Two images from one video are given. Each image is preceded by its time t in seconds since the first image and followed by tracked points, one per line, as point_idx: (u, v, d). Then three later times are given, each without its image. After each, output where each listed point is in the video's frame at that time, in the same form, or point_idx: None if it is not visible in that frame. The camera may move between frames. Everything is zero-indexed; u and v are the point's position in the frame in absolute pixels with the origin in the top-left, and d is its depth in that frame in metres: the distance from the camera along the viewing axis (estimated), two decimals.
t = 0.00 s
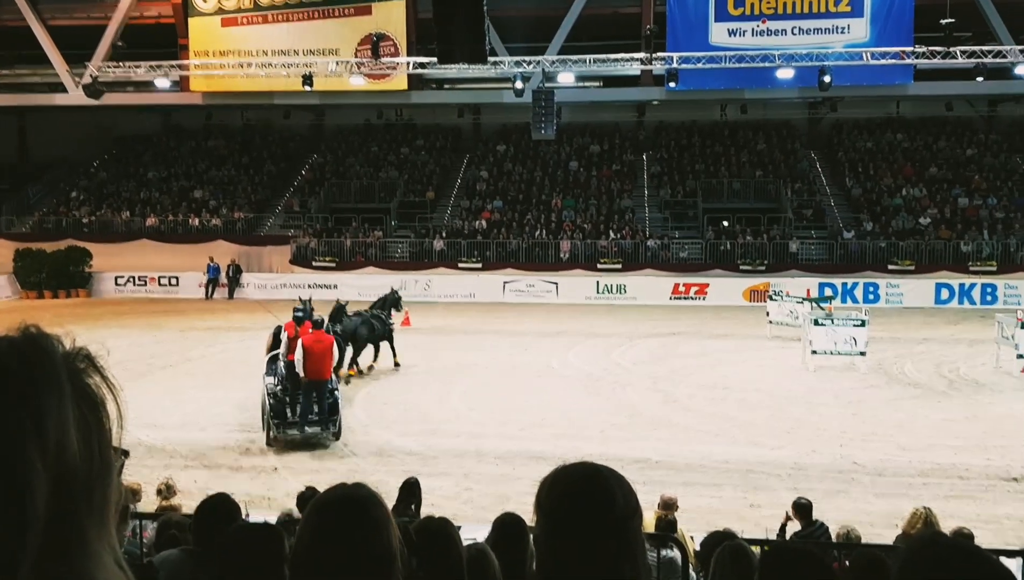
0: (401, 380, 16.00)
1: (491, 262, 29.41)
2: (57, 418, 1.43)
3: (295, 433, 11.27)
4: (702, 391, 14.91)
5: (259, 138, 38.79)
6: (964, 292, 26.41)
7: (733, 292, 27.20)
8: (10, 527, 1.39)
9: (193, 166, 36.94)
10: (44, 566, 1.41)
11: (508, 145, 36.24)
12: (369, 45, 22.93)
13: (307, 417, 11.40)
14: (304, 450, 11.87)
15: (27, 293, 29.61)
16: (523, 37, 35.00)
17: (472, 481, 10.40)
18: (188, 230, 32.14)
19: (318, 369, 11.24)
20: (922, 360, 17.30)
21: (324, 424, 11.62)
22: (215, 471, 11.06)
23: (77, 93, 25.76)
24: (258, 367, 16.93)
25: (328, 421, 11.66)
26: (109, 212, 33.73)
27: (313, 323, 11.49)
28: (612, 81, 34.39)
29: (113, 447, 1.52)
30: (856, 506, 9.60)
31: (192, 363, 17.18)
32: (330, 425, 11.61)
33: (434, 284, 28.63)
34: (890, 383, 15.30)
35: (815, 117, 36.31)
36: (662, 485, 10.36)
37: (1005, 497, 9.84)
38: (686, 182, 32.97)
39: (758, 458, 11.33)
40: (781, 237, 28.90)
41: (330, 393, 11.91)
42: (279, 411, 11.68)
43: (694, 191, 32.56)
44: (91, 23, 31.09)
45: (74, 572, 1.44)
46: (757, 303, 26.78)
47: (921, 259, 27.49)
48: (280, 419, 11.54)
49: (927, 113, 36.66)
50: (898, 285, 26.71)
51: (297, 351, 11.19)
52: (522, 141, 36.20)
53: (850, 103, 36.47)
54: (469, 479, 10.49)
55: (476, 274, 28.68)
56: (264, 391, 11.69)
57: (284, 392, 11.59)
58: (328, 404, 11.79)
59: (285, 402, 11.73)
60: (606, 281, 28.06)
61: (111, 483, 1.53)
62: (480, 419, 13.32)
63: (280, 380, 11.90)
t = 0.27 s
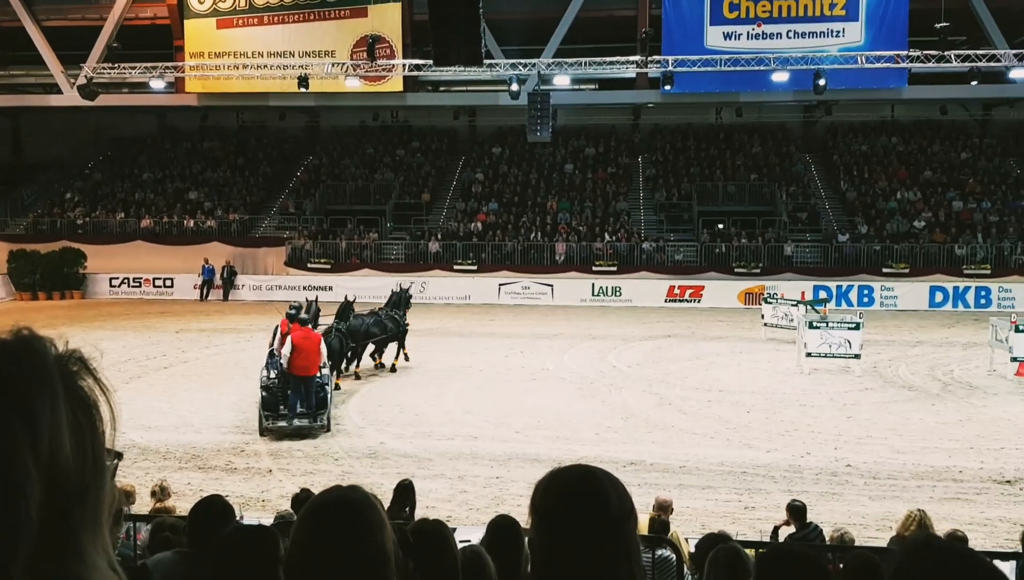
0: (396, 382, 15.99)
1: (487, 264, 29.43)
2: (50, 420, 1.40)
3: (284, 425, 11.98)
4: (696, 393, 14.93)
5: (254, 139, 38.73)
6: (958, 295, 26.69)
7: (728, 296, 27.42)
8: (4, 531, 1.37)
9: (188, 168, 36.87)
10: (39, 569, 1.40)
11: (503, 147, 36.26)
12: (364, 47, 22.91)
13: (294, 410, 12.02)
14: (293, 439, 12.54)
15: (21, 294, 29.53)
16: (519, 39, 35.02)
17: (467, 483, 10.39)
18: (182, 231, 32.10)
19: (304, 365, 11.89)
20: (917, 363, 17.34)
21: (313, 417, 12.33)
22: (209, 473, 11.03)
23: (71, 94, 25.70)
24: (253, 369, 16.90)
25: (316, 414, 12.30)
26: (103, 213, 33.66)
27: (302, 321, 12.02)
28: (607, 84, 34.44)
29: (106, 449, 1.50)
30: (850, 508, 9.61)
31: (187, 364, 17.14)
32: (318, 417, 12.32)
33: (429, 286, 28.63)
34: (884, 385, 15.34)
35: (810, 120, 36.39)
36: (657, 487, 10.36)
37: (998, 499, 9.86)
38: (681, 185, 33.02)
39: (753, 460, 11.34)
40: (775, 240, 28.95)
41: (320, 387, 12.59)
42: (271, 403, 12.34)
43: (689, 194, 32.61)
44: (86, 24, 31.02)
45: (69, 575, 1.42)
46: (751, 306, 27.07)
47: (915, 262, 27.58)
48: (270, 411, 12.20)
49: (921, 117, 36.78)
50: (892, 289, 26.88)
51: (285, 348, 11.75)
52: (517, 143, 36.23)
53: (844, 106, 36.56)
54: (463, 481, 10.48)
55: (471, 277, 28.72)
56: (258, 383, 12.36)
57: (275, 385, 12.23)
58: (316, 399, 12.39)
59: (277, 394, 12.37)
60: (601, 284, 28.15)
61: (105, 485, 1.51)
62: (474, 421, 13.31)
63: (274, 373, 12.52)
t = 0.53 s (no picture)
0: (389, 386, 15.98)
1: (480, 268, 29.42)
2: (42, 422, 1.48)
3: (272, 419, 12.43)
4: (688, 398, 14.93)
5: (247, 143, 38.67)
6: (949, 301, 26.77)
7: (721, 302, 27.45)
8: None
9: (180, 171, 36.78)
10: (35, 568, 1.48)
11: (497, 152, 36.29)
12: (358, 51, 22.90)
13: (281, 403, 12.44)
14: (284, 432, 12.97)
15: (12, 298, 29.40)
16: (514, 45, 35.08)
17: (459, 489, 10.37)
18: (175, 234, 32.02)
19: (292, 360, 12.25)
20: (908, 368, 17.39)
21: (302, 411, 12.72)
22: (200, 477, 10.99)
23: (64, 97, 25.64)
24: (244, 373, 16.86)
25: (304, 408, 12.71)
26: (94, 216, 33.54)
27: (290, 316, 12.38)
28: (600, 89, 34.49)
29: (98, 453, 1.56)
30: (842, 514, 9.62)
31: (178, 368, 17.10)
32: (307, 412, 12.68)
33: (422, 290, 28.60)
34: (875, 391, 15.38)
35: (802, 127, 36.48)
36: (650, 492, 10.35)
37: (989, 505, 9.90)
38: (674, 191, 33.07)
39: (745, 466, 11.35)
40: (768, 246, 29.01)
41: (311, 382, 12.96)
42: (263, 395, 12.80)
43: (682, 200, 32.66)
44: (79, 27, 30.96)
45: (61, 577, 1.50)
46: (744, 311, 27.11)
47: (907, 268, 27.67)
48: (261, 402, 12.66)
49: (913, 124, 36.95)
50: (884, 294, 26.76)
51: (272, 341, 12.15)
52: (511, 148, 36.25)
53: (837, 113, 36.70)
54: (455, 487, 10.45)
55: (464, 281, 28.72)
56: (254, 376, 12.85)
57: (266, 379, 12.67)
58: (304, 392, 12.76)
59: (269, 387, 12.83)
60: (594, 288, 28.18)
61: (96, 491, 1.58)
62: (467, 426, 13.30)
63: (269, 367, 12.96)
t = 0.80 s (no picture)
0: (380, 393, 15.96)
1: (472, 275, 29.39)
2: (34, 427, 1.43)
3: (262, 416, 13.01)
4: (680, 406, 14.95)
5: (239, 148, 38.65)
6: (939, 310, 26.96)
7: (713, 309, 27.52)
8: None
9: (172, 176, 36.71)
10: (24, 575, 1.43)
11: (490, 159, 36.33)
12: (351, 57, 22.92)
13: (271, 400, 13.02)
14: (278, 428, 13.53)
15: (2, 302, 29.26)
16: (507, 52, 35.17)
17: (450, 496, 10.34)
18: (166, 240, 31.94)
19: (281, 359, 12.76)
20: (898, 377, 17.45)
21: (292, 410, 13.21)
22: (189, 483, 10.94)
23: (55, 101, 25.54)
24: (234, 379, 16.82)
25: (294, 407, 13.22)
26: (86, 221, 33.44)
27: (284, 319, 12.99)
28: (593, 96, 34.57)
29: (88, 459, 1.52)
30: (832, 522, 9.62)
31: (169, 374, 17.05)
32: (296, 411, 13.16)
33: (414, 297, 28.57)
34: (866, 399, 15.42)
35: (794, 136, 36.64)
36: (641, 499, 10.34)
37: (979, 513, 9.94)
38: (666, 199, 33.16)
39: (736, 473, 11.35)
40: (759, 254, 29.12)
41: (304, 383, 13.49)
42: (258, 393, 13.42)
43: (674, 208, 32.75)
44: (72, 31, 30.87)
45: None
46: (736, 319, 27.14)
47: (898, 277, 27.78)
48: (255, 399, 13.29)
49: (904, 133, 37.17)
50: (874, 303, 27.02)
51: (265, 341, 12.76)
52: (504, 155, 36.30)
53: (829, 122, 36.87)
54: (446, 494, 10.43)
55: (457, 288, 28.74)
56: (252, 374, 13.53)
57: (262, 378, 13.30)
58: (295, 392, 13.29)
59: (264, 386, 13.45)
60: (586, 295, 28.27)
61: (88, 494, 1.53)
62: (458, 433, 13.29)
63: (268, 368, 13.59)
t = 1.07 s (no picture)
0: (375, 396, 15.95)
1: (468, 279, 29.48)
2: (30, 430, 1.45)
3: (261, 411, 13.36)
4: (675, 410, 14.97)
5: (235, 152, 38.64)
6: (934, 314, 26.93)
7: (708, 312, 27.64)
8: None
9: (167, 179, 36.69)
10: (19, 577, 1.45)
11: (485, 163, 36.37)
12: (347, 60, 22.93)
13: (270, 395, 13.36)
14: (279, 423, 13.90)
15: None
16: (503, 56, 35.22)
17: (445, 500, 10.33)
18: (161, 243, 31.90)
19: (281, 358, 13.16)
20: (893, 381, 17.49)
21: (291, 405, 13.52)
22: (184, 487, 10.92)
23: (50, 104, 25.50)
24: (229, 383, 16.80)
25: (292, 403, 13.55)
26: (80, 224, 33.39)
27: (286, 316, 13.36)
28: (588, 101, 34.61)
29: (84, 463, 1.55)
30: (826, 526, 9.63)
31: (164, 378, 17.02)
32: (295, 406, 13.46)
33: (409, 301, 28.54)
34: (860, 403, 15.45)
35: (789, 140, 36.70)
36: (635, 503, 10.35)
37: (973, 516, 9.96)
38: (661, 203, 33.22)
39: (731, 477, 11.37)
40: (754, 257, 29.19)
41: (304, 380, 13.81)
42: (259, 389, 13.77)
43: (670, 212, 32.81)
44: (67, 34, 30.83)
45: None
46: (730, 323, 27.23)
47: (893, 282, 27.84)
48: (256, 395, 13.64)
49: (898, 138, 37.27)
50: (869, 308, 26.93)
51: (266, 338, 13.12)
52: (499, 159, 36.34)
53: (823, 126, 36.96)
54: (441, 498, 10.42)
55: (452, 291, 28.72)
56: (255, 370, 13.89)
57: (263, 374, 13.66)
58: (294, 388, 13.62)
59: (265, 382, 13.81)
60: (581, 299, 28.32)
61: (83, 499, 1.56)
62: (454, 436, 13.29)
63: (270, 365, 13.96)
